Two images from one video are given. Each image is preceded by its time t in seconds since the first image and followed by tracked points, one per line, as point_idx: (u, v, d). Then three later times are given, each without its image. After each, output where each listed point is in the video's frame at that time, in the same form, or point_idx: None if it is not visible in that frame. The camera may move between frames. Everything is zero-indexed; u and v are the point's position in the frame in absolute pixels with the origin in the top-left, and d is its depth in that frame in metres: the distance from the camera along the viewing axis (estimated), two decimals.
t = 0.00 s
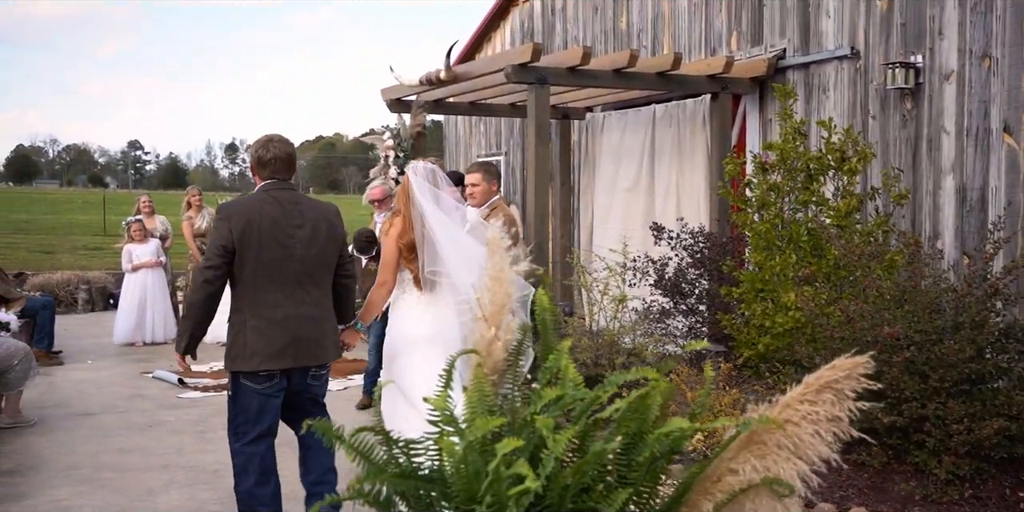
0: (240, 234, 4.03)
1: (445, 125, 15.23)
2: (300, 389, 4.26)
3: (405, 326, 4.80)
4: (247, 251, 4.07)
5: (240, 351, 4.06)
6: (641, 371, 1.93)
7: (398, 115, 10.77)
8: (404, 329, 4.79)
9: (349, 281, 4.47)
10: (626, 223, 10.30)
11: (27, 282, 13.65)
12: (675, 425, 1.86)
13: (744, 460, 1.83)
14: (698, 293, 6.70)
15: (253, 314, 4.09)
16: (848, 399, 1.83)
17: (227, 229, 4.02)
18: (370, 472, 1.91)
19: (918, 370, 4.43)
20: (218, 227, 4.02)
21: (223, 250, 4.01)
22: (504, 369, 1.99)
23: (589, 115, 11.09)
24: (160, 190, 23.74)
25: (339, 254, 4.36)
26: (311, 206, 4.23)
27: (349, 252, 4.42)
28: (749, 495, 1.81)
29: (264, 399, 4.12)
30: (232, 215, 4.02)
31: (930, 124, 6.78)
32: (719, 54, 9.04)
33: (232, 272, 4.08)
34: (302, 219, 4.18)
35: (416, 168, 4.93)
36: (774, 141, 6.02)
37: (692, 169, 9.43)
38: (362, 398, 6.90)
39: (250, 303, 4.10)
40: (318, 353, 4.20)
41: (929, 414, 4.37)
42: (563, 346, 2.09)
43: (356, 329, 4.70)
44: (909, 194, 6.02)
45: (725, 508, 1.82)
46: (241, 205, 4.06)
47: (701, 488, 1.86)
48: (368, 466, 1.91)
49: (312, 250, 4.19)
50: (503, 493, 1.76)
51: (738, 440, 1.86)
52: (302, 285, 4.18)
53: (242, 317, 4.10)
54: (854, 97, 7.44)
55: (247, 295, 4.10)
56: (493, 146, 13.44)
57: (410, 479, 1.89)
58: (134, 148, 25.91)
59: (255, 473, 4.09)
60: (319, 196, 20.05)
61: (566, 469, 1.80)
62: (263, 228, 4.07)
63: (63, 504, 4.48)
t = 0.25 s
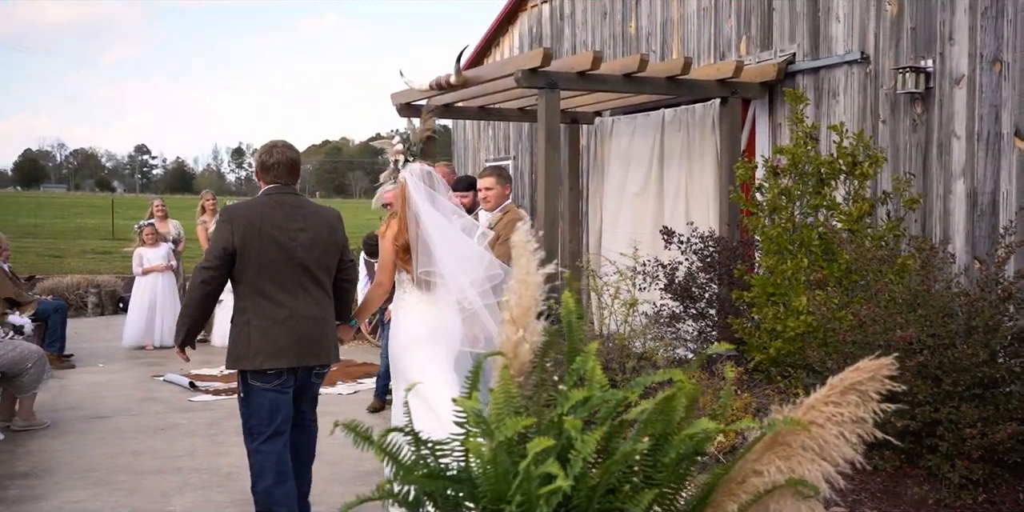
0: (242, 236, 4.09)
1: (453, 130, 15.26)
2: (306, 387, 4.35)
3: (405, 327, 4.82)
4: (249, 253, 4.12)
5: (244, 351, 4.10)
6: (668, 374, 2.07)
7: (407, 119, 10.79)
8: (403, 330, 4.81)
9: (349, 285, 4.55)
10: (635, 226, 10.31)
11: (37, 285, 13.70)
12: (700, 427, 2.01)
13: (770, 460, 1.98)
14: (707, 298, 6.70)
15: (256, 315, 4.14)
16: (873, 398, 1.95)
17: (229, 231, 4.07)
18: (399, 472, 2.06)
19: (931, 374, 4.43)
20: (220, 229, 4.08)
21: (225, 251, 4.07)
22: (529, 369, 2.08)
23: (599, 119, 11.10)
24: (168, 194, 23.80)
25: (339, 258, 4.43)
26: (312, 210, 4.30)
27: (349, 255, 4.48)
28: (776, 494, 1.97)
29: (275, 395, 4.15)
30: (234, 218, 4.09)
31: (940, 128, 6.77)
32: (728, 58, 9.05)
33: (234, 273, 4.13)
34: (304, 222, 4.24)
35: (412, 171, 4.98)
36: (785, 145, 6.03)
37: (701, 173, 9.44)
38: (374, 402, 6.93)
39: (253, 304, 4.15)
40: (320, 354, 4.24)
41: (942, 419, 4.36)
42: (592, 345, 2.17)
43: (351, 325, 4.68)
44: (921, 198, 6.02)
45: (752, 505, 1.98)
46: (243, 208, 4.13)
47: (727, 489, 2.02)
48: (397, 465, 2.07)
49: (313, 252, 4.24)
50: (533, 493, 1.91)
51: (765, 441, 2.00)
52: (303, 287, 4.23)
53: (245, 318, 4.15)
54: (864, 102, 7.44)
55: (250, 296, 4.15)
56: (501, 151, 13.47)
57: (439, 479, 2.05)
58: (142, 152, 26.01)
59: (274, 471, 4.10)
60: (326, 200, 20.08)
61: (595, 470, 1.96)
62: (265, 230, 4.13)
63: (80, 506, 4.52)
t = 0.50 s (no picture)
0: (245, 241, 4.12)
1: (459, 133, 15.27)
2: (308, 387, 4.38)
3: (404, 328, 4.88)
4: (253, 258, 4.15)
5: (246, 355, 4.14)
6: (693, 375, 2.12)
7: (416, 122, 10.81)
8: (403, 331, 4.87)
9: (351, 290, 4.56)
10: (643, 229, 10.31)
11: (46, 288, 13.74)
12: (725, 427, 2.04)
13: (793, 461, 2.04)
14: (717, 301, 6.70)
15: (259, 320, 4.17)
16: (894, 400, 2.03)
17: (232, 238, 4.11)
18: (425, 473, 2.09)
19: (944, 377, 4.42)
20: (225, 234, 4.12)
21: (228, 257, 4.10)
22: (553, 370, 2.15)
23: (606, 122, 11.11)
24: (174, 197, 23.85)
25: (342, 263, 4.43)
26: (317, 216, 4.31)
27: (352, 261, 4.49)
28: (799, 494, 2.02)
29: (283, 394, 4.19)
30: (239, 224, 4.12)
31: (949, 131, 6.76)
32: (736, 62, 9.06)
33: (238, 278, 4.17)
34: (307, 228, 4.25)
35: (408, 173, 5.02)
36: (795, 148, 6.04)
37: (710, 176, 9.44)
38: (384, 404, 6.94)
39: (255, 309, 4.18)
40: (321, 359, 4.26)
41: (953, 422, 4.36)
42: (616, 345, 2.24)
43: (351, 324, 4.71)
44: (931, 201, 6.01)
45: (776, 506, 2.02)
46: (248, 214, 4.15)
47: (750, 489, 2.06)
48: (423, 466, 2.10)
49: (316, 258, 4.26)
50: (561, 492, 1.94)
51: (788, 442, 2.06)
52: (306, 292, 4.25)
53: (248, 322, 4.18)
54: (873, 104, 7.43)
55: (253, 301, 4.18)
56: (508, 154, 13.48)
57: (466, 479, 2.09)
58: (148, 156, 26.06)
59: (285, 469, 4.19)
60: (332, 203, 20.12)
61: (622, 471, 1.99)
62: (268, 237, 4.15)
63: (93, 508, 4.53)
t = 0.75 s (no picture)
0: (250, 245, 4.16)
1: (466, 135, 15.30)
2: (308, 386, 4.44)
3: (404, 330, 5.04)
4: (257, 261, 4.20)
5: (247, 356, 4.18)
6: (715, 372, 2.09)
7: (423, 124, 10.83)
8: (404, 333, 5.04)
9: (353, 293, 4.60)
10: (651, 231, 10.32)
11: (55, 290, 13.79)
12: (745, 425, 2.02)
13: (814, 458, 1.98)
14: (726, 302, 6.71)
15: (261, 322, 4.21)
16: (919, 395, 1.99)
17: (237, 240, 4.16)
18: (450, 471, 2.11)
19: (954, 377, 4.41)
20: (231, 238, 4.17)
21: (233, 259, 4.15)
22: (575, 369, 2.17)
23: (614, 124, 11.11)
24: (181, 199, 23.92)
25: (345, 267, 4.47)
26: (322, 221, 4.35)
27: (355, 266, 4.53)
28: (820, 492, 1.96)
29: (284, 391, 4.23)
30: (244, 228, 4.17)
31: (959, 133, 6.76)
32: (744, 64, 9.06)
33: (242, 280, 4.21)
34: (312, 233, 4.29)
35: (404, 178, 5.06)
36: (804, 150, 6.06)
37: (718, 178, 9.43)
38: (393, 405, 6.96)
39: (258, 311, 4.22)
40: (322, 361, 4.29)
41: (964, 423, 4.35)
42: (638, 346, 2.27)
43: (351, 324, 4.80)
44: (941, 203, 6.01)
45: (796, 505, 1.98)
46: (253, 218, 4.21)
47: (771, 487, 2.01)
48: (448, 464, 2.12)
49: (319, 262, 4.30)
50: (588, 490, 1.92)
51: (810, 439, 2.01)
52: (309, 296, 4.29)
53: (251, 325, 4.22)
54: (882, 106, 7.43)
55: (255, 303, 4.22)
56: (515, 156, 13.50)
57: (491, 476, 2.09)
58: (155, 158, 26.18)
59: (289, 458, 4.21)
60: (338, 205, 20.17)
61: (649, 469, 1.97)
62: (273, 241, 4.19)
63: (107, 507, 4.55)
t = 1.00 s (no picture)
0: (256, 243, 4.40)
1: (473, 136, 15.32)
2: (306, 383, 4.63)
3: (401, 335, 5.12)
4: (262, 259, 4.44)
5: (248, 348, 4.42)
6: (736, 369, 2.13)
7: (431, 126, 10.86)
8: (402, 338, 5.12)
9: (354, 294, 4.82)
10: (659, 232, 10.32)
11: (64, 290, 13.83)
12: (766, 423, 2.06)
13: (834, 458, 2.00)
14: (734, 303, 6.73)
15: (263, 317, 4.45)
16: (939, 394, 2.00)
17: (245, 237, 4.39)
18: (472, 468, 2.15)
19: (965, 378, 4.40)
20: (239, 236, 4.42)
21: (239, 256, 4.39)
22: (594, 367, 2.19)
23: (622, 125, 11.12)
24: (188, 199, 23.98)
25: (347, 268, 4.69)
26: (327, 224, 4.58)
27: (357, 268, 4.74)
28: (840, 491, 1.97)
29: (276, 393, 4.47)
30: (251, 227, 4.41)
31: (967, 133, 6.76)
32: (752, 65, 9.07)
33: (247, 277, 4.45)
34: (316, 235, 4.51)
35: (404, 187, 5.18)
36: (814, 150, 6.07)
37: (726, 179, 9.44)
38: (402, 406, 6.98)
39: (261, 306, 4.46)
40: (319, 357, 4.53)
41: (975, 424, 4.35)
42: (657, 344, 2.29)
43: (351, 326, 4.99)
44: (951, 204, 6.01)
45: (816, 504, 1.99)
46: (261, 218, 4.45)
47: (791, 484, 2.03)
48: (471, 461, 2.16)
49: (322, 263, 4.53)
50: (612, 487, 1.97)
51: (830, 437, 2.03)
52: (311, 294, 4.53)
53: (254, 319, 4.46)
54: (890, 107, 7.43)
55: (259, 299, 4.46)
56: (522, 157, 13.52)
57: (514, 474, 2.12)
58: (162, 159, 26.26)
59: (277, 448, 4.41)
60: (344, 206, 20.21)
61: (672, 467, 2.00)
62: (278, 240, 4.43)
63: (120, 507, 4.57)
